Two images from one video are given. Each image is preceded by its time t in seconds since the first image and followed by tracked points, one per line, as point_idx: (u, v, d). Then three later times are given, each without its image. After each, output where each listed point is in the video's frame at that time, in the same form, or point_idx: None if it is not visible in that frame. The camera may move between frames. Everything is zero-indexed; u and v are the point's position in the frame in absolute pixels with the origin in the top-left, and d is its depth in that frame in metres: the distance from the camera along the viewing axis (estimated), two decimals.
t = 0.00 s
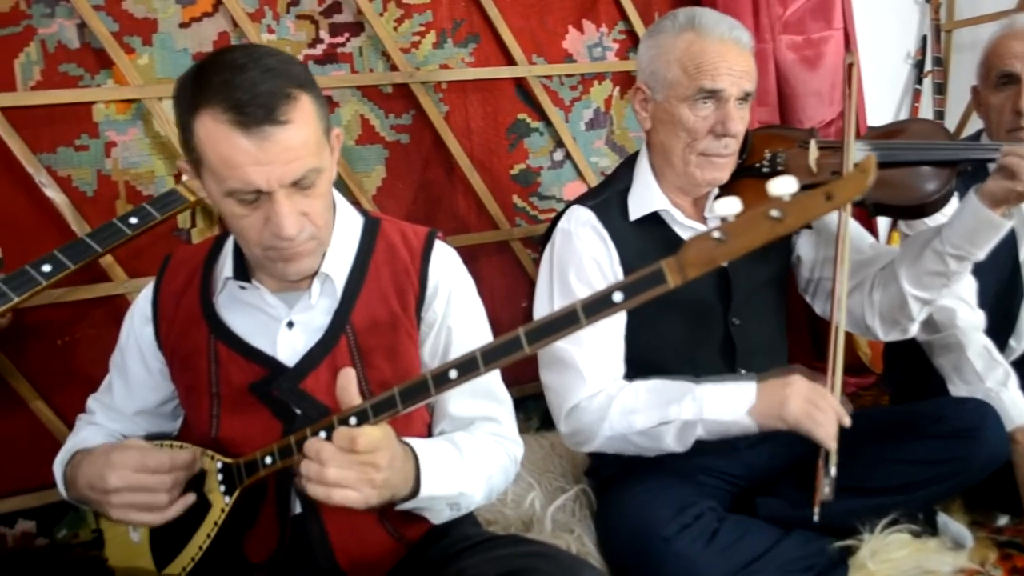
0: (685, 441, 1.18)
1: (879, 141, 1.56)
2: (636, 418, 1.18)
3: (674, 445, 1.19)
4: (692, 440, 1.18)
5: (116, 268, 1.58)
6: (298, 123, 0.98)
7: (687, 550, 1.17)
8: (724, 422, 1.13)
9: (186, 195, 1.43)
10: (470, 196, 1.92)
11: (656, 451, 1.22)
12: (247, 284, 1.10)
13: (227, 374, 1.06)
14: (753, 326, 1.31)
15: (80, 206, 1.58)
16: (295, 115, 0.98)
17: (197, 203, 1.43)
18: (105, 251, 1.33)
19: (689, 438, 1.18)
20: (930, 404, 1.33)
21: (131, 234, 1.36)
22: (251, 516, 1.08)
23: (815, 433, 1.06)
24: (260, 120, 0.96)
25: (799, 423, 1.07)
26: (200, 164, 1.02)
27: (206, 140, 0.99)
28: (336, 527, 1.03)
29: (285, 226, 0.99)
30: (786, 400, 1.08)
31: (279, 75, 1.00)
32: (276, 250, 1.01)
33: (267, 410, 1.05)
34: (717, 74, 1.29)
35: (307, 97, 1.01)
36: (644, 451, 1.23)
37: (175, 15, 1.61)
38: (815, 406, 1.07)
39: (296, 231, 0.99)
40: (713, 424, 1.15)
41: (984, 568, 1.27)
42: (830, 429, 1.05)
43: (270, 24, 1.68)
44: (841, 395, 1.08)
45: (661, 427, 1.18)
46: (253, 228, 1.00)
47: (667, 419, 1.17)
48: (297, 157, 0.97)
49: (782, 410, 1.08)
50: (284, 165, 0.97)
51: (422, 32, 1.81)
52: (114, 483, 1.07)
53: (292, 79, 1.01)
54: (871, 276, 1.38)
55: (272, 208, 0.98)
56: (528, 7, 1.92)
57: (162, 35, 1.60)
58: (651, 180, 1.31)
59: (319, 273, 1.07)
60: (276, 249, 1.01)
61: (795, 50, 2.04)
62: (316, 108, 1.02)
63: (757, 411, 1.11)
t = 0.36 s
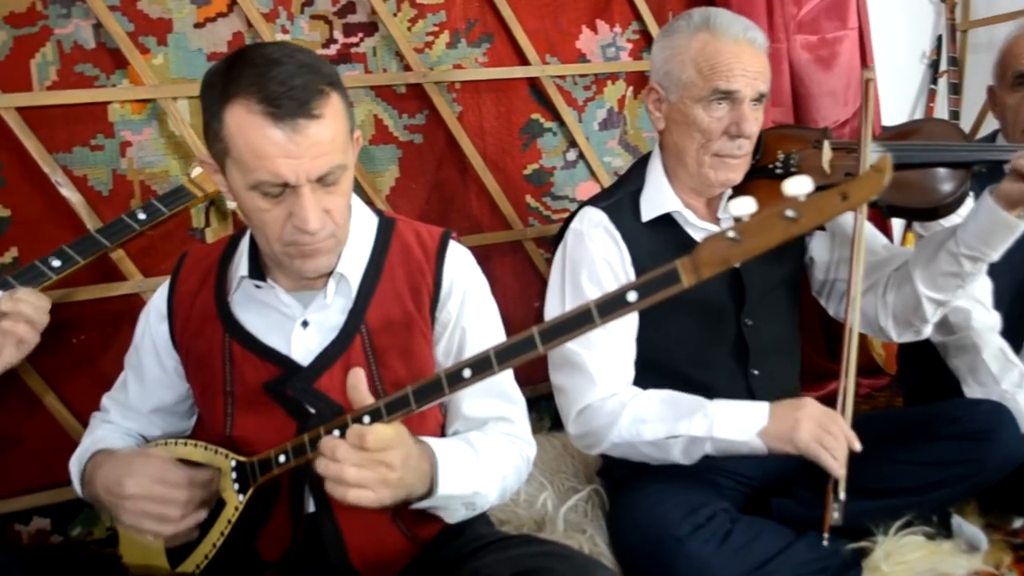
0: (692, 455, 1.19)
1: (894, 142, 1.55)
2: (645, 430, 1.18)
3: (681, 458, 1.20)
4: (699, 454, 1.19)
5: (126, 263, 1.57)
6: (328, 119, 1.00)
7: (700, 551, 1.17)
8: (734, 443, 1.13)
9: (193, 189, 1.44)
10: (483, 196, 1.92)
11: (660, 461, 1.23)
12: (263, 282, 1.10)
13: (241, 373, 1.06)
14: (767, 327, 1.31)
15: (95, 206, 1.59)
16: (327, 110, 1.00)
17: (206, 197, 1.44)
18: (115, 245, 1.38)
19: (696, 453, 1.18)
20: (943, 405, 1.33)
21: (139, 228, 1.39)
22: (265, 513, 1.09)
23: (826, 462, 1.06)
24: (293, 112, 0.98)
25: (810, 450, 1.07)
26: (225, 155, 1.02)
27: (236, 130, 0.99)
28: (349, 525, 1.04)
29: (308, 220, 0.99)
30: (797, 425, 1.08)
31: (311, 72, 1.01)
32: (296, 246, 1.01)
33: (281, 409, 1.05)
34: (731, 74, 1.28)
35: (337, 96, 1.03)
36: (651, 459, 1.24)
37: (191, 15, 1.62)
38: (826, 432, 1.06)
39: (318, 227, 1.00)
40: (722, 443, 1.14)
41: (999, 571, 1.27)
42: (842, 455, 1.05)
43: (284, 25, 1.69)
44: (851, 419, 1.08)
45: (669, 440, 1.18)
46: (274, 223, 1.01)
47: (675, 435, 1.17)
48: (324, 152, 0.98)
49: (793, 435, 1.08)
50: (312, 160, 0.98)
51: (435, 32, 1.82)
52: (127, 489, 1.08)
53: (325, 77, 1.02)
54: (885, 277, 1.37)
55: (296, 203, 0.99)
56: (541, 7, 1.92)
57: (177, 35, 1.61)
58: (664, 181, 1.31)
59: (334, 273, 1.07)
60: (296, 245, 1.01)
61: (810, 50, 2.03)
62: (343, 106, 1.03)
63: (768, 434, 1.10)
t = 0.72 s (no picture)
0: (712, 443, 1.17)
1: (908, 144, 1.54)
2: (663, 420, 1.18)
3: (701, 447, 1.18)
4: (719, 441, 1.17)
5: (139, 260, 1.58)
6: (343, 116, 1.00)
7: (712, 552, 1.17)
8: (753, 422, 1.11)
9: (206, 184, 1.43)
10: (495, 196, 1.92)
11: (681, 454, 1.21)
12: (275, 281, 1.10)
13: (254, 372, 1.07)
14: (780, 328, 1.31)
15: (110, 205, 1.60)
16: (344, 108, 1.00)
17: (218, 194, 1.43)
18: (131, 242, 1.35)
19: (716, 440, 1.16)
20: (958, 407, 1.31)
21: (154, 227, 1.37)
22: (276, 513, 1.09)
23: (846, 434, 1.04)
24: (310, 108, 0.98)
25: (828, 422, 1.05)
26: (240, 152, 1.03)
27: (254, 126, 1.00)
28: (360, 525, 1.04)
29: (323, 217, 0.99)
30: (813, 397, 1.06)
31: (327, 69, 1.02)
32: (310, 244, 1.01)
33: (293, 408, 1.05)
34: (739, 75, 1.28)
35: (352, 95, 1.03)
36: (671, 454, 1.22)
37: (204, 15, 1.62)
38: (844, 403, 1.05)
39: (333, 223, 1.00)
40: (741, 425, 1.13)
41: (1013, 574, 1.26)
42: (859, 425, 1.03)
43: (298, 25, 1.70)
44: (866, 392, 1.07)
45: (688, 429, 1.17)
46: (287, 221, 1.01)
47: (693, 421, 1.16)
48: (339, 149, 0.99)
49: (812, 408, 1.06)
50: (328, 157, 0.98)
51: (448, 32, 1.82)
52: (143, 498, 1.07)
53: (340, 75, 1.03)
54: (898, 279, 1.37)
55: (310, 199, 0.99)
56: (554, 7, 1.92)
57: (191, 35, 1.62)
58: (676, 181, 1.31)
59: (346, 273, 1.07)
60: (310, 242, 1.01)
61: (823, 50, 2.03)
62: (359, 105, 1.04)
63: (785, 410, 1.09)
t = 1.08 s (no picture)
0: (693, 461, 1.15)
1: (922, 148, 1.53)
2: (647, 427, 1.16)
3: (683, 463, 1.16)
4: (700, 460, 1.15)
5: (147, 253, 1.58)
6: (364, 113, 1.01)
7: (724, 554, 1.17)
8: (734, 449, 1.10)
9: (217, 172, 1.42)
10: (508, 197, 1.92)
11: (665, 466, 1.19)
12: (287, 281, 1.10)
13: (267, 371, 1.07)
14: (794, 329, 1.30)
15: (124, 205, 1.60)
16: (367, 105, 1.01)
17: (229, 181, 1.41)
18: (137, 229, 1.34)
19: (696, 459, 1.14)
20: (974, 410, 1.31)
21: (161, 212, 1.36)
22: (289, 513, 1.10)
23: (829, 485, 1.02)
24: (334, 102, 0.99)
25: (812, 462, 1.03)
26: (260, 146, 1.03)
27: (272, 124, 1.00)
28: (373, 526, 1.04)
29: (341, 212, 0.99)
30: (803, 438, 1.04)
31: (351, 67, 1.02)
32: (325, 240, 1.01)
33: (306, 407, 1.06)
34: (748, 75, 1.27)
35: (373, 93, 1.04)
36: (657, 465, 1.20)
37: (219, 15, 1.63)
38: (832, 450, 1.03)
39: (350, 220, 0.99)
40: (722, 447, 1.11)
41: None
42: (846, 475, 1.01)
43: (311, 25, 1.70)
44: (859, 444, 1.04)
45: (671, 441, 1.15)
46: (305, 216, 1.01)
47: (676, 434, 1.14)
48: (359, 145, 0.99)
49: (798, 447, 1.04)
50: (349, 152, 0.99)
51: (461, 32, 1.82)
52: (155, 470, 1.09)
53: (363, 73, 1.03)
54: (910, 283, 1.37)
55: (328, 194, 0.99)
56: (567, 7, 1.92)
57: (206, 36, 1.62)
58: (690, 181, 1.31)
59: (359, 272, 1.07)
60: (325, 239, 1.01)
61: (837, 50, 2.02)
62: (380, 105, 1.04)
63: (769, 440, 1.07)
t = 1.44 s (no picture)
0: (717, 441, 1.18)
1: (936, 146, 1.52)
2: (668, 414, 1.17)
3: (707, 444, 1.19)
4: (724, 440, 1.17)
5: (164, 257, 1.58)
6: (377, 112, 1.01)
7: (736, 555, 1.16)
8: (753, 417, 1.12)
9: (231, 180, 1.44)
10: (520, 197, 1.92)
11: (692, 453, 1.22)
12: (300, 280, 1.10)
13: (279, 370, 1.07)
14: (806, 330, 1.30)
15: (138, 205, 1.61)
16: (380, 105, 1.01)
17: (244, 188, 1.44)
18: (155, 236, 1.36)
19: (721, 438, 1.17)
20: (987, 412, 1.30)
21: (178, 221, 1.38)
22: (302, 511, 1.10)
23: (849, 437, 0.99)
24: (346, 96, 0.99)
25: (832, 419, 1.01)
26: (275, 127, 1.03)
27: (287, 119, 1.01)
28: (385, 526, 1.04)
29: (330, 205, 0.99)
30: (817, 397, 1.04)
31: (381, 71, 1.03)
32: (315, 232, 1.01)
33: (317, 407, 1.07)
34: (714, 78, 1.27)
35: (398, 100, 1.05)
36: (682, 452, 1.23)
37: (231, 16, 1.63)
38: (849, 405, 1.00)
39: (339, 214, 0.99)
40: (742, 419, 1.13)
41: None
42: (871, 427, 0.98)
43: (324, 26, 1.71)
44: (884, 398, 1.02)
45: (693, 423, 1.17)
46: (300, 202, 1.01)
47: (696, 414, 1.16)
48: (365, 142, 0.99)
49: (813, 406, 1.04)
50: (353, 146, 0.99)
51: (473, 33, 1.82)
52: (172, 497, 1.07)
53: (389, 79, 1.04)
54: (924, 282, 1.37)
55: (324, 185, 0.99)
56: (578, 7, 1.92)
57: (219, 37, 1.63)
58: (701, 181, 1.31)
59: (370, 272, 1.08)
60: (315, 231, 1.01)
61: (850, 50, 2.01)
62: (401, 109, 1.05)
63: (787, 406, 1.08)
